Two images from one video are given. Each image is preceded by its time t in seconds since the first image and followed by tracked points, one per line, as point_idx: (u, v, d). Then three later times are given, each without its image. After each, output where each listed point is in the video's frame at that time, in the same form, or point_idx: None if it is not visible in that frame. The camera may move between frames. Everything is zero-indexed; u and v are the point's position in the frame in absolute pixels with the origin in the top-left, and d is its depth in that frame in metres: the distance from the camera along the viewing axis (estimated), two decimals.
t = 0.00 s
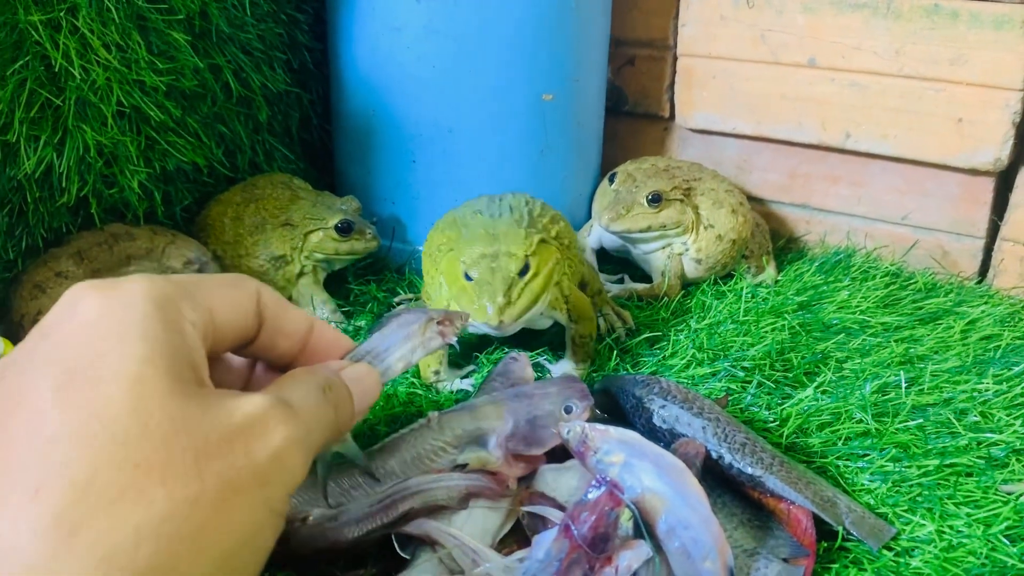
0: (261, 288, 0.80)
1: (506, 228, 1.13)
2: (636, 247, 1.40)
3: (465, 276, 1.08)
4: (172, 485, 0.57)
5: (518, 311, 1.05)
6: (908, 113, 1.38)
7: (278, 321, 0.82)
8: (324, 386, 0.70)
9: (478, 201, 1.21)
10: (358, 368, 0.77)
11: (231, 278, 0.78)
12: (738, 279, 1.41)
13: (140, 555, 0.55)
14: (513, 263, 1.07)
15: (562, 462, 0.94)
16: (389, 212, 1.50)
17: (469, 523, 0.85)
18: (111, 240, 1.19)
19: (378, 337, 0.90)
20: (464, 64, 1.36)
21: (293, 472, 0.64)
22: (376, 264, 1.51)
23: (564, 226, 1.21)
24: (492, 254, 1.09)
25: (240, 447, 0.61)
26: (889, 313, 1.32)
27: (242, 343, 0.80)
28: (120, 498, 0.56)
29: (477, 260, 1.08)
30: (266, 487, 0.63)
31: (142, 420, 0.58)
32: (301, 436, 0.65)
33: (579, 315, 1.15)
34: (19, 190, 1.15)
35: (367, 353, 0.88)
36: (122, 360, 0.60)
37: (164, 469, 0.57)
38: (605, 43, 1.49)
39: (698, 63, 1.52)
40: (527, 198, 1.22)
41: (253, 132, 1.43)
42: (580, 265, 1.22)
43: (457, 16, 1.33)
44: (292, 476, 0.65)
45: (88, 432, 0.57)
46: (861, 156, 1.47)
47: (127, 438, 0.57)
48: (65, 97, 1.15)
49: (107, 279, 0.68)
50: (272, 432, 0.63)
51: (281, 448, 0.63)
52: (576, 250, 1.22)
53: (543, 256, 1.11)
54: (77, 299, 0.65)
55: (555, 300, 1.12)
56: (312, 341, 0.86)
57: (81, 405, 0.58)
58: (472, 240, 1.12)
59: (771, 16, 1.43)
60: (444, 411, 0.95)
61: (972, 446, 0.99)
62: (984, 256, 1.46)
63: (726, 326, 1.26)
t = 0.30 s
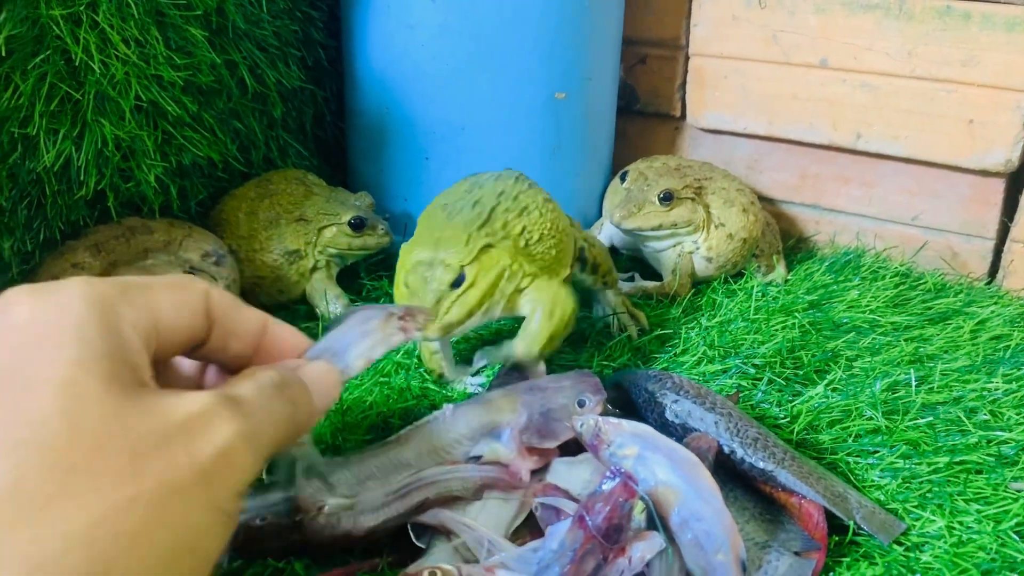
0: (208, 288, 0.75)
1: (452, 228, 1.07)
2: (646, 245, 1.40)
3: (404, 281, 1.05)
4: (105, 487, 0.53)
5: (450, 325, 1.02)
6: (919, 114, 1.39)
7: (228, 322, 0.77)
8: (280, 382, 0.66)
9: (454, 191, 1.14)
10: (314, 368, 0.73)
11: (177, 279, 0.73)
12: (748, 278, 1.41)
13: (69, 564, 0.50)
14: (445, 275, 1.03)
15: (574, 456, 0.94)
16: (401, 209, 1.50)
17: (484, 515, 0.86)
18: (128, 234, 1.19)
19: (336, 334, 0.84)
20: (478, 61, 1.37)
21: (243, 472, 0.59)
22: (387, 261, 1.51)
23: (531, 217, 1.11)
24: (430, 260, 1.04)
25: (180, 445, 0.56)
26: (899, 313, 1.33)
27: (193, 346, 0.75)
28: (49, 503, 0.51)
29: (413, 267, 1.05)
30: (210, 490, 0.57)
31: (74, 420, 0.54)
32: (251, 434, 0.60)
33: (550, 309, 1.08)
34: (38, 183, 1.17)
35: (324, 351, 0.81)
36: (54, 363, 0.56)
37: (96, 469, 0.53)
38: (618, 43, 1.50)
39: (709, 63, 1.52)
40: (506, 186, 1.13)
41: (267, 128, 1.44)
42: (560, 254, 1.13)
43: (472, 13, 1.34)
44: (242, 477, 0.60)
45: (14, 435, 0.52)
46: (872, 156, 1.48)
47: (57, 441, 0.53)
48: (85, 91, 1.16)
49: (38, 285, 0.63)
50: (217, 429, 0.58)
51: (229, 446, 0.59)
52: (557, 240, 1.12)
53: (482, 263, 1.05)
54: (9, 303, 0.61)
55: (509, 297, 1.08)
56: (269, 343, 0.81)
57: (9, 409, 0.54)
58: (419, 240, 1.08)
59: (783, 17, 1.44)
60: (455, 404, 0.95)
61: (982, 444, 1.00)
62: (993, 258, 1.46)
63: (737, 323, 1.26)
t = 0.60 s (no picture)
0: (47, 348, 0.79)
1: (476, 223, 1.07)
2: (669, 241, 1.42)
3: (421, 276, 1.05)
4: None
5: (469, 321, 1.01)
6: (942, 115, 1.39)
7: (71, 385, 0.81)
8: (115, 464, 0.62)
9: (478, 172, 1.18)
10: (169, 437, 0.69)
11: (13, 340, 0.76)
12: (770, 275, 1.42)
13: None
14: (467, 269, 1.02)
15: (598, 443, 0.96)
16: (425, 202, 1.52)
17: (511, 497, 0.87)
18: (161, 220, 1.22)
19: (197, 396, 0.85)
20: (504, 57, 1.39)
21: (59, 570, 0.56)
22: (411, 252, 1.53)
23: (554, 214, 1.13)
24: (451, 255, 1.04)
25: None
26: (919, 311, 1.34)
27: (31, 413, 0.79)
28: None
29: (434, 260, 1.05)
30: None
31: None
32: (66, 533, 0.57)
33: (565, 331, 1.08)
34: (73, 170, 1.20)
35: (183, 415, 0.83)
36: None
37: None
38: (643, 40, 1.52)
39: (733, 62, 1.54)
40: (530, 176, 1.16)
41: (295, 122, 1.46)
42: (581, 254, 1.14)
43: (500, 9, 1.36)
44: None
45: None
46: (894, 157, 1.49)
47: None
48: (121, 81, 1.18)
49: None
50: (29, 528, 0.55)
51: (40, 547, 0.55)
52: (580, 241, 1.14)
53: (505, 260, 1.05)
54: None
55: (526, 297, 1.08)
56: (122, 403, 0.84)
57: None
58: (440, 232, 1.08)
59: (807, 17, 1.45)
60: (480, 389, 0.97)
61: (1004, 440, 1.00)
62: (1016, 258, 1.47)
63: (759, 319, 1.28)
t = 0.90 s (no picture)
0: (107, 360, 0.79)
1: (550, 209, 1.13)
2: (712, 237, 1.45)
3: (491, 249, 1.13)
4: None
5: (529, 296, 1.10)
6: (984, 118, 1.42)
7: (131, 397, 0.81)
8: (174, 475, 0.65)
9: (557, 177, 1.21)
10: (225, 441, 0.71)
11: (74, 357, 0.77)
12: (812, 272, 1.45)
13: None
14: (535, 250, 1.09)
15: (652, 425, 0.99)
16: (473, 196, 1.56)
17: (570, 474, 0.91)
18: (225, 208, 1.27)
19: (253, 397, 0.84)
20: (554, 55, 1.43)
21: None
22: (458, 244, 1.58)
23: (625, 220, 1.17)
24: (523, 236, 1.11)
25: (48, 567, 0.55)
26: (959, 309, 1.36)
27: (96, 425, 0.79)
28: None
29: (508, 239, 1.11)
30: None
31: None
32: (131, 546, 0.59)
33: (625, 320, 1.11)
34: (143, 157, 1.25)
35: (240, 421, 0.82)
36: None
37: None
38: (688, 41, 1.56)
39: (776, 64, 1.57)
40: (603, 184, 1.19)
41: (349, 116, 1.51)
42: (646, 262, 1.18)
43: (553, 9, 1.40)
44: None
45: None
46: (934, 158, 1.51)
47: None
48: (190, 71, 1.23)
49: None
50: (95, 542, 0.57)
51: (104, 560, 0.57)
52: (646, 249, 1.18)
53: (573, 246, 1.11)
54: None
55: (589, 285, 1.13)
56: (181, 412, 0.83)
57: None
58: (517, 215, 1.14)
59: (851, 20, 1.48)
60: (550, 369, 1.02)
61: None
62: None
63: (803, 313, 1.31)
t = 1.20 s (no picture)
0: (145, 341, 0.80)
1: (577, 244, 1.16)
2: (741, 239, 1.46)
3: (521, 287, 1.15)
4: None
5: (565, 327, 1.10)
6: (1015, 122, 1.41)
7: (171, 376, 0.82)
8: (212, 450, 0.66)
9: (580, 211, 1.25)
10: (262, 420, 0.73)
11: (109, 338, 0.78)
12: (840, 275, 1.45)
13: None
14: (567, 282, 1.11)
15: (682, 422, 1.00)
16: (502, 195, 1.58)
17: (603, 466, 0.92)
18: (262, 203, 1.30)
19: (292, 372, 0.86)
20: (585, 56, 1.45)
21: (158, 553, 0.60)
22: (487, 244, 1.60)
23: (648, 247, 1.20)
24: (553, 269, 1.13)
25: (86, 533, 0.57)
26: (988, 313, 1.36)
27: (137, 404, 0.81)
28: None
29: (536, 274, 1.13)
30: None
31: None
32: (169, 515, 0.61)
33: (667, 321, 1.14)
34: (182, 153, 1.28)
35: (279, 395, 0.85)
36: None
37: None
38: (717, 43, 1.56)
39: (805, 67, 1.59)
40: (627, 213, 1.23)
41: (381, 115, 1.53)
42: (671, 287, 1.20)
43: (584, 11, 1.41)
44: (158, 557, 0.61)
45: None
46: (963, 162, 1.51)
47: None
48: (229, 69, 1.25)
49: None
50: (132, 510, 0.59)
51: (141, 528, 0.59)
52: (671, 275, 1.20)
53: (603, 278, 1.13)
54: None
55: (620, 314, 1.15)
56: (218, 390, 0.86)
57: None
58: (543, 251, 1.17)
59: (881, 24, 1.49)
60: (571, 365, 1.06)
61: None
62: None
63: (830, 314, 1.32)
